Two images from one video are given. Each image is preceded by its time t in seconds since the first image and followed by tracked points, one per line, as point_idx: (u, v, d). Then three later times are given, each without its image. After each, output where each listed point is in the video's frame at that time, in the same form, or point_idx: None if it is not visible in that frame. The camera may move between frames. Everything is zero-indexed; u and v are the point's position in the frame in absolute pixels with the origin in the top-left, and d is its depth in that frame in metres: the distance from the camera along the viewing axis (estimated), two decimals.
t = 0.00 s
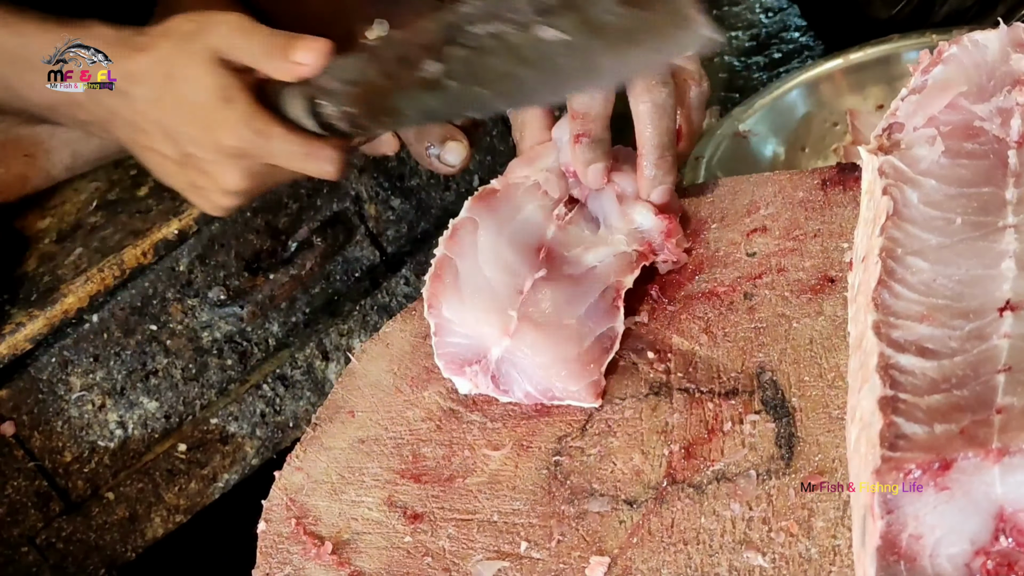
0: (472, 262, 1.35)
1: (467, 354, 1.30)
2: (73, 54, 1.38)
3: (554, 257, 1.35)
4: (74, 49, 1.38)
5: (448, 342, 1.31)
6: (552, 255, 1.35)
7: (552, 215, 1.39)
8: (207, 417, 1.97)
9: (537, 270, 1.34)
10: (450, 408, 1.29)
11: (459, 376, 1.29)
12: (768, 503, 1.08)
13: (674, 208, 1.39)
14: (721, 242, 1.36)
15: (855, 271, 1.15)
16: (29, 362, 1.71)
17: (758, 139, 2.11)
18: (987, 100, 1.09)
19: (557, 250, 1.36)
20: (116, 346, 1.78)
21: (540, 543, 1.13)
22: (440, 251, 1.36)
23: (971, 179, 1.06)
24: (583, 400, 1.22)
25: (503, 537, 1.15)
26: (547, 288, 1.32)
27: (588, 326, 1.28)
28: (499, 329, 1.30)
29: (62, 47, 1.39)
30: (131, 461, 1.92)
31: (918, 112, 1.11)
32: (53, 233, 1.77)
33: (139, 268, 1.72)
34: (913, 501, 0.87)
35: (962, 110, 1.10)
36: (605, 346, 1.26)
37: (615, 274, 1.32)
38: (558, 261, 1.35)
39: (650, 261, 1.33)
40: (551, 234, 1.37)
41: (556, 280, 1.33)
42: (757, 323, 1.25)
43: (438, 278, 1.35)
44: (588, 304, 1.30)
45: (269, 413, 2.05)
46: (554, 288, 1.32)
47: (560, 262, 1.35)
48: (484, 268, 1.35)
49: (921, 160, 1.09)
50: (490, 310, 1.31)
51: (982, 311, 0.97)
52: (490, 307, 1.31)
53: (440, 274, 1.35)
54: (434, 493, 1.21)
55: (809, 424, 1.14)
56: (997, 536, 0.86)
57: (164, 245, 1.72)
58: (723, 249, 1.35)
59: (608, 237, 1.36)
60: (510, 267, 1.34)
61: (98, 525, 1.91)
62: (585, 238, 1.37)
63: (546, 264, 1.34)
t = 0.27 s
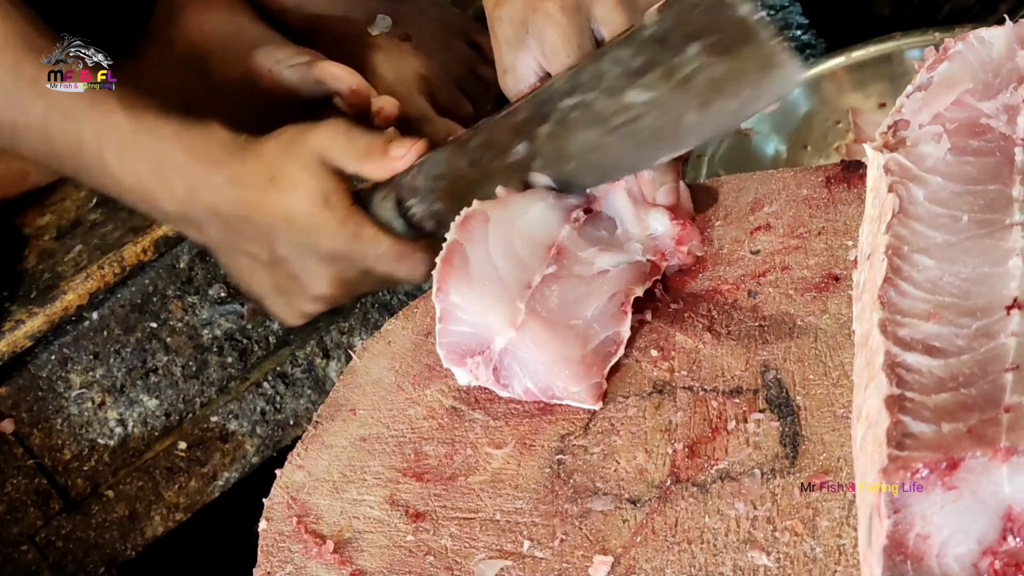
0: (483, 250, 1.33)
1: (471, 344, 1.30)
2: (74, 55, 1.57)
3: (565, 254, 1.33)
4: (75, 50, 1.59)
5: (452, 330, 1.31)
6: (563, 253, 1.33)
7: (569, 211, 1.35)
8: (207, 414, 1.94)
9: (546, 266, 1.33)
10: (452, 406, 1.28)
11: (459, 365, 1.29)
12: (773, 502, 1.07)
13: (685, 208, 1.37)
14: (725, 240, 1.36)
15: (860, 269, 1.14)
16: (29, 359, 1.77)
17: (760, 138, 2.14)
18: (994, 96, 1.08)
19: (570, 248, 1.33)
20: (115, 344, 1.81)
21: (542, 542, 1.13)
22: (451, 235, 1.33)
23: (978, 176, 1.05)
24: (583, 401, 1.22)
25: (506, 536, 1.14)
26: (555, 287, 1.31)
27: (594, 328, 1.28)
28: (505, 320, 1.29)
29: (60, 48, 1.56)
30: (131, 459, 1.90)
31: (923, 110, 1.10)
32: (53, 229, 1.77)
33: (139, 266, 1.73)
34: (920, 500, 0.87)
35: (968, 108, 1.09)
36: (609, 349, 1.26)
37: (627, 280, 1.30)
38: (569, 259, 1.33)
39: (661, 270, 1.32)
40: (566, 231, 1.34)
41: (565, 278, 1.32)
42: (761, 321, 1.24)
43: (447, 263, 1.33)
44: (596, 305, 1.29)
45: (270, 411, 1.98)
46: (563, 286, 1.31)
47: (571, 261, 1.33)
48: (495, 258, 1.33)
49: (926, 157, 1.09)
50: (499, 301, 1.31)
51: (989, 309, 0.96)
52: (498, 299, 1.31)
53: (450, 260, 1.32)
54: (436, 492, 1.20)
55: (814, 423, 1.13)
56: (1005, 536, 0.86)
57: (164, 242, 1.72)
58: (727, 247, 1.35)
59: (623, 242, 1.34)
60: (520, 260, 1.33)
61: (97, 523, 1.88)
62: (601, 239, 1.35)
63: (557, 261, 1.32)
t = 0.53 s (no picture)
0: (435, 273, 1.36)
1: (440, 357, 1.29)
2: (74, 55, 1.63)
3: (522, 250, 1.36)
4: (76, 50, 1.63)
5: (423, 350, 1.30)
6: (519, 250, 1.36)
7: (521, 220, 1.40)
8: (207, 413, 1.95)
9: (500, 264, 1.35)
10: (454, 406, 1.28)
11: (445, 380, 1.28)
12: (776, 502, 1.07)
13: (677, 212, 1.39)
14: (727, 240, 1.36)
15: (863, 268, 1.14)
16: (29, 358, 1.70)
17: (761, 138, 2.10)
18: (998, 97, 1.08)
19: (525, 242, 1.37)
20: (116, 343, 1.78)
21: (545, 542, 1.12)
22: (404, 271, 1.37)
23: (981, 177, 1.05)
24: (543, 386, 1.22)
25: (508, 536, 1.14)
26: (512, 280, 1.32)
27: (552, 317, 1.27)
28: (462, 321, 1.28)
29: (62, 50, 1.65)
30: (131, 458, 1.90)
31: (926, 110, 1.10)
32: (54, 228, 1.77)
33: (140, 264, 1.71)
34: (926, 501, 0.86)
35: (972, 108, 1.08)
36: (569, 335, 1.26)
37: (586, 265, 1.32)
38: (527, 255, 1.36)
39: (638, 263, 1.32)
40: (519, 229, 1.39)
41: (522, 274, 1.33)
42: (764, 321, 1.24)
43: (402, 289, 1.35)
44: (553, 294, 1.29)
45: (270, 409, 2.03)
46: (520, 282, 1.32)
47: (525, 256, 1.36)
48: (448, 274, 1.36)
49: (930, 157, 1.08)
50: (453, 307, 1.31)
51: (994, 310, 0.96)
52: (453, 305, 1.31)
53: (404, 288, 1.35)
54: (438, 492, 1.20)
55: (817, 423, 1.13)
56: (1010, 537, 0.86)
57: (166, 240, 1.71)
58: (729, 247, 1.35)
59: (579, 231, 1.38)
60: (472, 268, 1.35)
61: (97, 522, 1.88)
62: (557, 234, 1.38)
63: (512, 258, 1.35)
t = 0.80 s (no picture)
0: (455, 267, 1.35)
1: (456, 352, 1.29)
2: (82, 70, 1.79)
3: (544, 253, 1.34)
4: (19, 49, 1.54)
5: (436, 343, 1.30)
6: (540, 251, 1.34)
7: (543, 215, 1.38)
8: (208, 411, 1.95)
9: (522, 265, 1.33)
10: (457, 403, 1.28)
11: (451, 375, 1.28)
12: (781, 500, 1.07)
13: (683, 209, 1.39)
14: (731, 237, 1.36)
15: (868, 266, 1.14)
16: (30, 355, 1.70)
17: (763, 136, 2.10)
18: (1004, 93, 1.08)
19: (548, 245, 1.35)
20: (117, 340, 1.77)
21: (549, 540, 1.12)
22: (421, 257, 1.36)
23: (988, 174, 1.05)
24: (566, 397, 1.22)
25: (512, 534, 1.13)
26: (535, 285, 1.31)
27: (575, 324, 1.28)
28: (483, 322, 1.29)
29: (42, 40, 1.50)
30: (132, 455, 1.90)
31: (933, 107, 1.10)
32: (55, 225, 1.76)
33: (141, 261, 1.71)
34: (932, 499, 0.86)
35: (978, 105, 1.08)
36: (591, 345, 1.26)
37: (607, 273, 1.31)
38: (548, 259, 1.34)
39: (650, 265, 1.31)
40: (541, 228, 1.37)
41: (544, 278, 1.32)
42: (768, 318, 1.24)
43: (422, 280, 1.35)
44: (577, 302, 1.29)
45: (271, 407, 2.02)
46: (542, 286, 1.32)
47: (547, 259, 1.34)
48: (468, 269, 1.35)
49: (936, 155, 1.08)
50: (476, 307, 1.31)
51: (1001, 307, 0.96)
52: (475, 305, 1.31)
53: (423, 278, 1.35)
54: (442, 489, 1.20)
55: (822, 421, 1.12)
56: (1018, 536, 0.85)
57: (167, 237, 1.71)
58: (734, 245, 1.34)
59: (602, 240, 1.36)
60: (495, 266, 1.34)
61: (98, 520, 1.88)
62: (580, 238, 1.37)
63: (533, 260, 1.33)
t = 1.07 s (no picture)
0: (452, 275, 1.34)
1: (460, 358, 1.27)
2: (77, 55, 1.51)
3: (540, 253, 1.32)
4: (76, 50, 1.51)
5: (437, 351, 1.29)
6: (538, 254, 1.32)
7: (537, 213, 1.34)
8: (210, 409, 1.94)
9: (519, 267, 1.31)
10: (460, 402, 1.27)
11: (457, 384, 1.27)
12: (784, 499, 1.06)
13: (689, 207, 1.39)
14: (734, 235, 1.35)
15: (872, 264, 1.14)
16: (31, 353, 1.71)
17: (766, 134, 2.12)
18: (1007, 92, 1.08)
19: (545, 246, 1.33)
20: (118, 338, 1.78)
21: (552, 538, 1.11)
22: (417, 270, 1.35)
23: (992, 172, 1.05)
24: (573, 398, 1.20)
25: (514, 532, 1.13)
26: (534, 287, 1.29)
27: (578, 321, 1.25)
28: (484, 328, 1.27)
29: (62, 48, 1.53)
30: (133, 453, 1.89)
31: (937, 105, 1.10)
32: (56, 222, 1.76)
33: (142, 259, 1.72)
34: (937, 497, 0.86)
35: (982, 103, 1.08)
36: (595, 341, 1.24)
37: (609, 270, 1.28)
38: (546, 260, 1.32)
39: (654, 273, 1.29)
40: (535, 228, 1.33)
41: (543, 277, 1.30)
42: (772, 317, 1.23)
43: (418, 292, 1.34)
44: (578, 300, 1.27)
45: (272, 406, 2.01)
46: (542, 285, 1.30)
47: (545, 259, 1.32)
48: (464, 276, 1.34)
49: (940, 153, 1.07)
50: (475, 312, 1.29)
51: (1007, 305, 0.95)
52: (474, 309, 1.29)
53: (420, 290, 1.33)
54: (444, 487, 1.19)
55: (826, 419, 1.12)
56: None
57: (167, 236, 1.72)
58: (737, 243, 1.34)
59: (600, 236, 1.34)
60: (491, 271, 1.33)
61: (99, 518, 1.87)
62: (578, 236, 1.34)
63: (530, 261, 1.31)
